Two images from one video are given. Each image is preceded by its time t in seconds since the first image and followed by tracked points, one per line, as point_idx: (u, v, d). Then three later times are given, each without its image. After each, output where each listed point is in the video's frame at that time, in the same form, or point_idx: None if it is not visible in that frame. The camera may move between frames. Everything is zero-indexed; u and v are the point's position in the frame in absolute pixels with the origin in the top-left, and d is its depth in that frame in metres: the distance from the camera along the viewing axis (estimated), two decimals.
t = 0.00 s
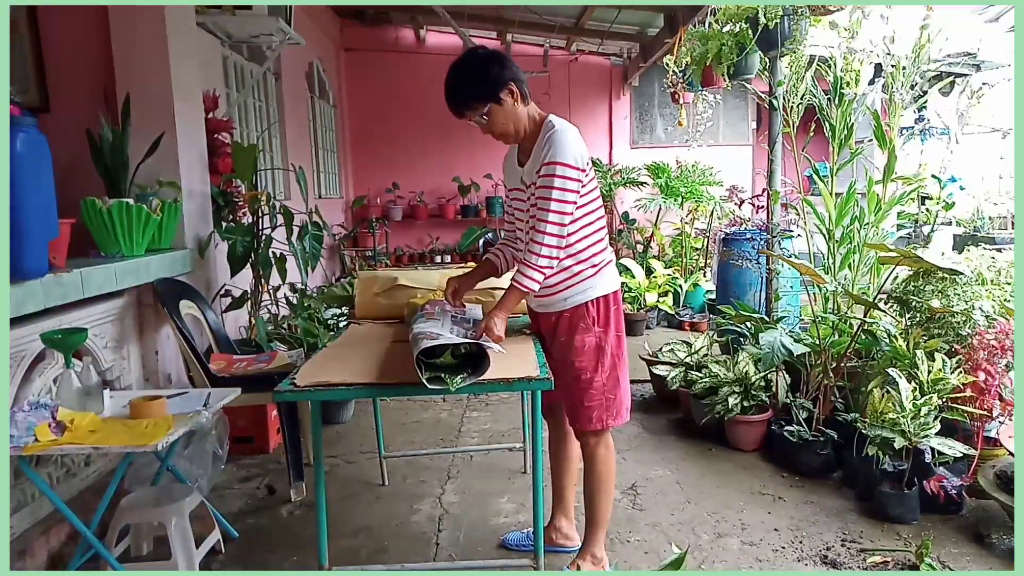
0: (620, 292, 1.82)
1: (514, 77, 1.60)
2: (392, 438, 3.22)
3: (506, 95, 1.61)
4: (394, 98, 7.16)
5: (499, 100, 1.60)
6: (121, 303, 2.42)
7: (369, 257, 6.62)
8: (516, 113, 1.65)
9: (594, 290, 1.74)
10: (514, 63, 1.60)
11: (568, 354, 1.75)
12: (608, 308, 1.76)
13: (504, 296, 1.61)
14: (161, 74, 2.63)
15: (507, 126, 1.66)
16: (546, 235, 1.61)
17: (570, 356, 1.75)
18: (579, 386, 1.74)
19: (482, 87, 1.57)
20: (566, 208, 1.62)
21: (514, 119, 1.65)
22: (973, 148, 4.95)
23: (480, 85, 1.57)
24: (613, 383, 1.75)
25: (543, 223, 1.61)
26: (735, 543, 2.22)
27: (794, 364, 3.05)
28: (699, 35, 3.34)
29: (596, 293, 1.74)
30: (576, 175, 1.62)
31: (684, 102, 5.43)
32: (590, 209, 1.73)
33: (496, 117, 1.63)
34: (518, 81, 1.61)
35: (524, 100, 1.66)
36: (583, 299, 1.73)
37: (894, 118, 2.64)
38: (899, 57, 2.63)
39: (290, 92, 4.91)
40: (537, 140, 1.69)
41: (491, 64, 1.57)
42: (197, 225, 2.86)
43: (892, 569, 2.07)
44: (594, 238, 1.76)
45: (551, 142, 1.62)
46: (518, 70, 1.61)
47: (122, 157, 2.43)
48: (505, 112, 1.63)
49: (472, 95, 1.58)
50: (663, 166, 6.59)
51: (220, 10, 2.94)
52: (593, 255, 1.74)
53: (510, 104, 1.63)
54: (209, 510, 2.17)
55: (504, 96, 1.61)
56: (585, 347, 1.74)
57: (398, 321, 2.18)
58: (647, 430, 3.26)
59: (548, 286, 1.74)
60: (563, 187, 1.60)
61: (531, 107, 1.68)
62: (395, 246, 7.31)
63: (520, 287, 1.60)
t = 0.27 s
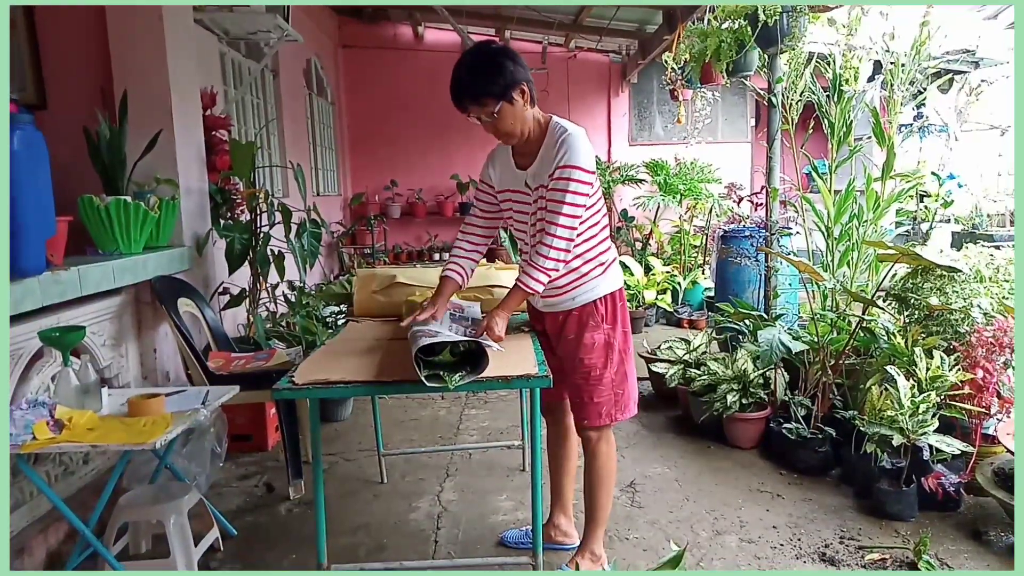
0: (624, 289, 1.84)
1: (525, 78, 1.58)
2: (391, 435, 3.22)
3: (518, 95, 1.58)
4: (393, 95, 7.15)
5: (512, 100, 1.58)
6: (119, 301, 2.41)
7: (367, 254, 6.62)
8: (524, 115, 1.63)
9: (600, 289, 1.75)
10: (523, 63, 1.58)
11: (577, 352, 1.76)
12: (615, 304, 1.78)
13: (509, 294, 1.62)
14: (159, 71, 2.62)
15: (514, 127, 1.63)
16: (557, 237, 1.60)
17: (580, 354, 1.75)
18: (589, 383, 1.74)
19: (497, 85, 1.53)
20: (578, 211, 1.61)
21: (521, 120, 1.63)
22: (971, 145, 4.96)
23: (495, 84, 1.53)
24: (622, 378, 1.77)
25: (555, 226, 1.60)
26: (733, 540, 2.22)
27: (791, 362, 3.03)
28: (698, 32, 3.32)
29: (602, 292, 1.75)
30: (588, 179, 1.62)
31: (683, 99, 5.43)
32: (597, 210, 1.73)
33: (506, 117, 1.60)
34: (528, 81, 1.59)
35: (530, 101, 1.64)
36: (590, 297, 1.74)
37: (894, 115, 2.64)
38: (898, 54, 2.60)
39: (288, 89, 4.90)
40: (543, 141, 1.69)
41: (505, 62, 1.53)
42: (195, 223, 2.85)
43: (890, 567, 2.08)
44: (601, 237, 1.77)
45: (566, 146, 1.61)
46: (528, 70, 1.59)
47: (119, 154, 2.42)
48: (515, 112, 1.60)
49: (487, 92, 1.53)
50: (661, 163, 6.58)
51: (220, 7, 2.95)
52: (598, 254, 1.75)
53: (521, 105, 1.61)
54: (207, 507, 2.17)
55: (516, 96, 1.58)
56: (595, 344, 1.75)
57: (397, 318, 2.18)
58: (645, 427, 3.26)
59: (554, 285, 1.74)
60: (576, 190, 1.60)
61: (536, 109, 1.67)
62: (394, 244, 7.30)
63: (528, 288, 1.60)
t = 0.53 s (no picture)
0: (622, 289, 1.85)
1: (527, 83, 1.58)
2: (391, 436, 3.22)
3: (521, 100, 1.59)
4: (393, 96, 7.15)
5: (516, 105, 1.58)
6: (119, 301, 2.41)
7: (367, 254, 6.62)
8: (526, 119, 1.63)
9: (603, 291, 1.76)
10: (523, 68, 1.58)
11: (577, 352, 1.76)
12: (614, 305, 1.79)
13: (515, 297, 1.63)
14: (158, 72, 2.62)
15: (518, 132, 1.63)
16: (567, 243, 1.61)
17: (581, 354, 1.75)
18: (590, 383, 1.75)
19: (501, 90, 1.53)
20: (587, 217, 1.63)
21: (524, 125, 1.63)
22: (971, 145, 4.96)
23: (500, 90, 1.53)
24: (621, 378, 1.78)
25: (565, 232, 1.61)
26: (733, 541, 2.22)
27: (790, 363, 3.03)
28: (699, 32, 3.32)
29: (604, 293, 1.77)
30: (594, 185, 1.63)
31: (683, 99, 5.42)
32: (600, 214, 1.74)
33: (511, 123, 1.60)
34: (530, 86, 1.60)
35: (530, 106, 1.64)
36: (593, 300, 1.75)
37: (893, 115, 2.64)
38: (898, 54, 2.61)
39: (288, 90, 4.90)
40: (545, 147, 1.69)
41: (507, 67, 1.53)
42: (196, 223, 2.85)
43: (890, 567, 2.08)
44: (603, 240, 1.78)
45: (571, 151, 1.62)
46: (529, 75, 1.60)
47: (120, 155, 2.42)
48: (519, 117, 1.60)
49: (492, 98, 1.53)
50: (661, 164, 6.58)
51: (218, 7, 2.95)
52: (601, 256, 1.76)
53: (523, 110, 1.61)
54: (207, 508, 2.17)
55: (520, 101, 1.58)
56: (596, 344, 1.75)
57: (396, 318, 2.18)
58: (645, 428, 3.26)
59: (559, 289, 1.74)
60: (585, 197, 1.61)
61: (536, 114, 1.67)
62: (394, 244, 7.30)
63: (537, 293, 1.62)
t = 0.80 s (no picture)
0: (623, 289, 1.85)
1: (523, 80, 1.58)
2: (391, 436, 3.22)
3: (517, 98, 1.58)
4: (393, 95, 7.15)
5: (511, 102, 1.57)
6: (119, 301, 2.41)
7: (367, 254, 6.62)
8: (523, 118, 1.62)
9: (602, 291, 1.76)
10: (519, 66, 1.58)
11: (578, 351, 1.76)
12: (616, 304, 1.79)
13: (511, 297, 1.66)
14: (158, 72, 2.62)
15: (514, 130, 1.62)
16: (562, 243, 1.61)
17: (582, 354, 1.75)
18: (591, 383, 1.75)
19: (496, 87, 1.53)
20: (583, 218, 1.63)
21: (521, 123, 1.63)
22: (971, 145, 4.96)
23: (493, 88, 1.52)
24: (621, 377, 1.78)
25: (560, 233, 1.61)
26: (733, 541, 2.22)
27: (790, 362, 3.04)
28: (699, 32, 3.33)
29: (604, 294, 1.76)
30: (590, 185, 1.62)
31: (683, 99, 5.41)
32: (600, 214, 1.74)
33: (506, 121, 1.59)
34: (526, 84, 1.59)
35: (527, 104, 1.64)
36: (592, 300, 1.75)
37: (894, 115, 2.64)
38: (899, 54, 2.61)
39: (288, 90, 4.90)
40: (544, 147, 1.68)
41: (502, 65, 1.53)
42: (196, 223, 2.85)
43: (890, 567, 2.08)
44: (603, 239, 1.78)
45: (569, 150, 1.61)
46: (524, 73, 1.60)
47: (120, 154, 2.42)
48: (515, 115, 1.60)
49: (485, 96, 1.52)
50: (661, 164, 6.58)
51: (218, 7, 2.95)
52: (600, 255, 1.76)
53: (519, 107, 1.60)
54: (207, 507, 2.17)
55: (515, 99, 1.58)
56: (597, 344, 1.75)
57: (396, 318, 2.18)
58: (645, 428, 3.26)
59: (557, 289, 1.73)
60: (582, 197, 1.61)
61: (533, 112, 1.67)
62: (393, 244, 7.30)
63: (533, 292, 1.62)
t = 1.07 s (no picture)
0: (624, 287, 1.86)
1: (523, 84, 1.58)
2: (391, 436, 3.22)
3: (517, 100, 1.58)
4: (393, 95, 7.15)
5: (511, 104, 1.57)
6: (119, 301, 2.41)
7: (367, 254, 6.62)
8: (523, 121, 1.61)
9: (605, 293, 1.76)
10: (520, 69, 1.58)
11: (584, 350, 1.76)
12: (620, 304, 1.80)
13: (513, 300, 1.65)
14: (159, 72, 2.62)
15: (514, 133, 1.61)
16: (566, 246, 1.61)
17: (588, 352, 1.75)
18: (595, 382, 1.74)
19: (495, 88, 1.53)
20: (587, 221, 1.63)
21: (521, 126, 1.62)
22: (971, 145, 4.96)
23: (493, 88, 1.52)
24: (622, 375, 1.80)
25: (564, 236, 1.61)
26: (733, 541, 2.22)
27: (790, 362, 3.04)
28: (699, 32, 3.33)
29: (607, 295, 1.76)
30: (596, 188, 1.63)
31: (683, 99, 5.41)
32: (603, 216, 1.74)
33: (506, 122, 1.58)
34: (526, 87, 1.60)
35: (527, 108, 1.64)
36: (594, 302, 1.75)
37: (893, 115, 2.64)
38: (898, 54, 2.61)
39: (288, 90, 4.90)
40: (546, 151, 1.68)
41: (502, 67, 1.54)
42: (195, 223, 2.86)
43: (890, 567, 2.08)
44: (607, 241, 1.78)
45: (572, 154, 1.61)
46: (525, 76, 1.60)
47: (120, 155, 2.42)
48: (515, 117, 1.59)
49: (484, 96, 1.52)
50: (661, 164, 6.58)
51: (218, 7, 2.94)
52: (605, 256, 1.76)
53: (519, 110, 1.60)
54: (207, 507, 2.17)
55: (515, 101, 1.58)
56: (602, 344, 1.75)
57: (396, 318, 2.18)
58: (645, 428, 3.26)
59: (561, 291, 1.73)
60: (586, 201, 1.61)
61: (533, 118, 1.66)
62: (394, 244, 7.31)
63: (537, 295, 1.62)
